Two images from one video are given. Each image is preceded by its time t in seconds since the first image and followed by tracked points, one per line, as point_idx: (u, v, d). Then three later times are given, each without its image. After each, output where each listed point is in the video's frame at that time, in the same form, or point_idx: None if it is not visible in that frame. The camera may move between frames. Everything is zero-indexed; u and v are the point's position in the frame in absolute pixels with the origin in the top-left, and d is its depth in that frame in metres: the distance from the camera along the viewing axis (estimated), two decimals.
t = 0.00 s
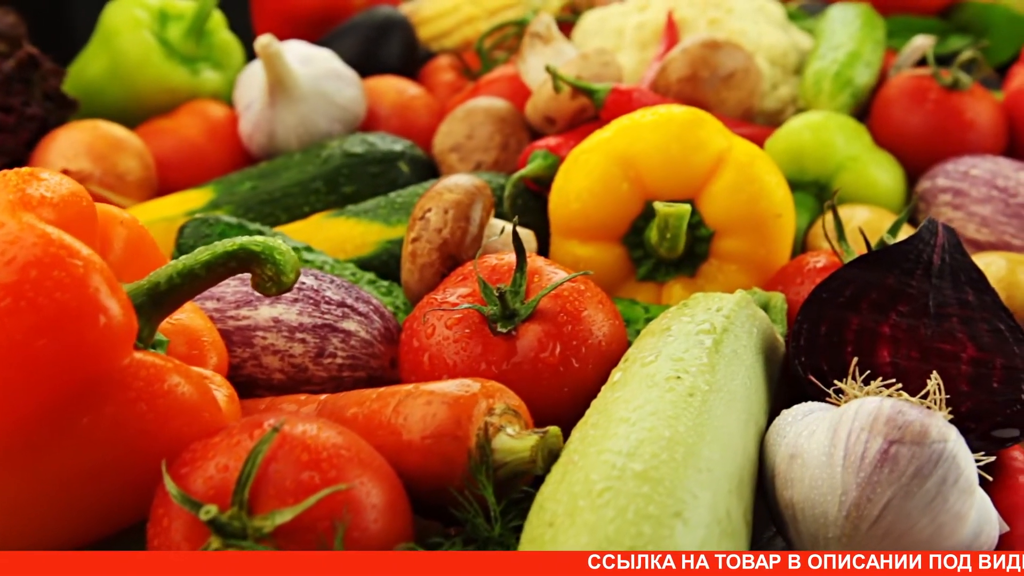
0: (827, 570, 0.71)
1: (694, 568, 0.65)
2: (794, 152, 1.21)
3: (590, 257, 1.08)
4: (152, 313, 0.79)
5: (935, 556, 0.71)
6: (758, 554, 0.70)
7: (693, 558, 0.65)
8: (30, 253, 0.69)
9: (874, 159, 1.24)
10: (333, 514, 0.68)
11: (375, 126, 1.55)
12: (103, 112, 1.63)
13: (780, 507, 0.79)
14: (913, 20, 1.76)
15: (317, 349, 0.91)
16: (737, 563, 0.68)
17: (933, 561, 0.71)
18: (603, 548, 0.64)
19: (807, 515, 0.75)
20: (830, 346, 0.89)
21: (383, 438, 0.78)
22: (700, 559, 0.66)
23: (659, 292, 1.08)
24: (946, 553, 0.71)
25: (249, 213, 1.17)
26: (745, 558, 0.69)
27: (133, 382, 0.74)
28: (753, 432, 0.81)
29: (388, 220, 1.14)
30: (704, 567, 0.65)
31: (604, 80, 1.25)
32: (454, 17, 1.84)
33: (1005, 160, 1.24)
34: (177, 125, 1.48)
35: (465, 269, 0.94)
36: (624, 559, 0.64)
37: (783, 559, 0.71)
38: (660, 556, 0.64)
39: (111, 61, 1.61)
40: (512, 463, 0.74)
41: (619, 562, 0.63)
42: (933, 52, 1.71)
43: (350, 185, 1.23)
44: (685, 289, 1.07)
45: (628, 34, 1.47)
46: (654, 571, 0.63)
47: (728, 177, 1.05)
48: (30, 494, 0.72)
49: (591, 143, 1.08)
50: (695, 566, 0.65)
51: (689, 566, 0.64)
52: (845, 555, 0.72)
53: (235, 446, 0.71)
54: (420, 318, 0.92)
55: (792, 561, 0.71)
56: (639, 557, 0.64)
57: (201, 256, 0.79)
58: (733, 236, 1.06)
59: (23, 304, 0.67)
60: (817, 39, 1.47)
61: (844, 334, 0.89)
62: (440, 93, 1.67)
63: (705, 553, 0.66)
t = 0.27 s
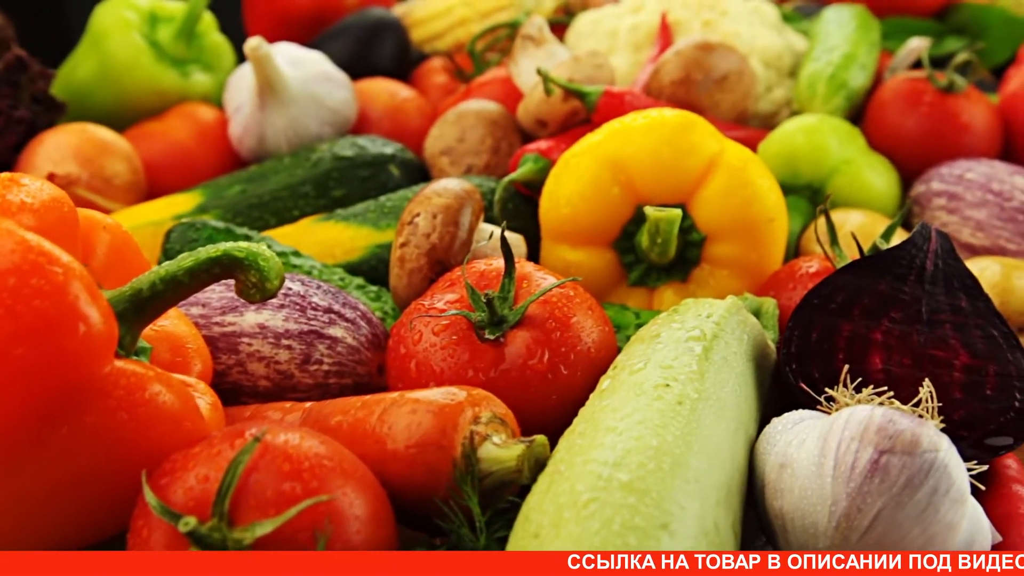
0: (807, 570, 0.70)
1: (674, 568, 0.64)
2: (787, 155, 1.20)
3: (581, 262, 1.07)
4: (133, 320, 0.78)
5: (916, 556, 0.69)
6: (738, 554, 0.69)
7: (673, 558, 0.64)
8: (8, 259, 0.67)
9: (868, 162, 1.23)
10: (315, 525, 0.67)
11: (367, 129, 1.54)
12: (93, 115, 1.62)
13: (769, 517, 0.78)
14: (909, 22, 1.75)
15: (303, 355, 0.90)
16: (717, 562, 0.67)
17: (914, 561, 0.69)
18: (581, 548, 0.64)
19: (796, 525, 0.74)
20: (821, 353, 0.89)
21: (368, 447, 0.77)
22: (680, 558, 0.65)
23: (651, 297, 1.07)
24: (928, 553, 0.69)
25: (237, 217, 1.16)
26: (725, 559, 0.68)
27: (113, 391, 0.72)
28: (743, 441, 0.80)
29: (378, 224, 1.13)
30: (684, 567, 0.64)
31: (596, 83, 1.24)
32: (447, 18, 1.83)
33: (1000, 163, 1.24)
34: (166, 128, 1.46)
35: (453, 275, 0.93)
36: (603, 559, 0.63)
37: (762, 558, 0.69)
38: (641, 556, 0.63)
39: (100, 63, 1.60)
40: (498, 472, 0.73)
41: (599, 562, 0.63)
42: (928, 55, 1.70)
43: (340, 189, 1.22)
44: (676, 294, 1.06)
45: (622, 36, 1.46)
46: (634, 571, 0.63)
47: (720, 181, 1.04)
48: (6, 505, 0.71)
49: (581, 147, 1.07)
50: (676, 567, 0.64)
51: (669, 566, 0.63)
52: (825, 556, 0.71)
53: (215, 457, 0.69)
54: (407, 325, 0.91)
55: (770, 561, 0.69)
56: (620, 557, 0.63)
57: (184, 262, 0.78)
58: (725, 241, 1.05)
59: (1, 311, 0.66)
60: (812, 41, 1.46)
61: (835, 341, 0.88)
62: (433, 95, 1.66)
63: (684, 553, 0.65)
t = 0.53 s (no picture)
0: (787, 570, 0.71)
1: (653, 569, 0.63)
2: (780, 159, 1.19)
3: (572, 267, 1.06)
4: (115, 327, 0.77)
5: (896, 556, 0.68)
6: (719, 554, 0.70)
7: (652, 558, 0.63)
8: None
9: (862, 166, 1.22)
10: (296, 537, 0.66)
11: (359, 131, 1.53)
12: (82, 118, 1.60)
13: (760, 526, 0.77)
14: (905, 23, 1.74)
15: (289, 362, 0.89)
16: (696, 562, 0.66)
17: (892, 561, 0.68)
18: (562, 548, 0.64)
19: (786, 535, 0.73)
20: (812, 360, 0.88)
21: (352, 456, 0.76)
22: (660, 558, 0.64)
23: (642, 302, 1.06)
24: (909, 553, 0.68)
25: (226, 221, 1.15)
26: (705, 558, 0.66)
27: (93, 399, 0.71)
28: (733, 449, 0.79)
29: (367, 228, 1.12)
30: (664, 567, 0.63)
31: (588, 86, 1.23)
32: (439, 20, 1.82)
33: (996, 166, 1.23)
34: (156, 130, 1.46)
35: (441, 280, 0.92)
36: (582, 558, 0.63)
37: (741, 559, 0.71)
38: (620, 556, 0.63)
39: (88, 66, 1.59)
40: (483, 482, 0.72)
41: (578, 561, 0.63)
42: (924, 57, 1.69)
43: (330, 193, 1.21)
44: (668, 300, 1.05)
45: (615, 38, 1.45)
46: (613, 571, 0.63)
47: (711, 185, 1.03)
48: None
49: (572, 151, 1.06)
50: (655, 567, 0.63)
51: (648, 566, 0.63)
52: (806, 556, 0.71)
53: (196, 468, 0.68)
54: (394, 331, 0.90)
55: (751, 561, 0.71)
56: (599, 557, 0.63)
57: (167, 268, 0.77)
58: (718, 245, 1.04)
59: None
60: (807, 43, 1.45)
61: (827, 349, 0.87)
62: (426, 97, 1.65)
63: (664, 553, 0.64)
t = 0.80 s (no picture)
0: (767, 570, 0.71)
1: (633, 569, 0.62)
2: (774, 162, 1.18)
3: (563, 272, 1.05)
4: (97, 334, 0.76)
5: (874, 556, 0.68)
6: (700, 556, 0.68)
7: (633, 558, 0.63)
8: None
9: (857, 169, 1.21)
10: (278, 549, 0.65)
11: (351, 134, 1.52)
12: (72, 120, 1.59)
13: (749, 535, 0.76)
14: (901, 24, 1.73)
15: (275, 369, 0.88)
16: (677, 562, 0.65)
17: (872, 562, 0.67)
18: (541, 548, 0.64)
19: (776, 545, 0.72)
20: (804, 367, 0.86)
21: (337, 466, 0.75)
22: (640, 558, 0.63)
23: (634, 308, 1.05)
24: (887, 553, 0.68)
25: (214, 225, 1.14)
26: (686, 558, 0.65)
27: (73, 408, 0.70)
28: (722, 458, 0.78)
29: (357, 232, 1.11)
30: (642, 567, 0.62)
31: (581, 88, 1.22)
32: (432, 22, 1.80)
33: (991, 170, 1.22)
34: (145, 133, 1.45)
35: (429, 286, 0.91)
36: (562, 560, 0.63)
37: (722, 558, 0.71)
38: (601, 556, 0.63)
39: (78, 68, 1.57)
40: (469, 492, 0.71)
41: (559, 562, 0.63)
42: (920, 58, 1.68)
43: (320, 196, 1.20)
44: (660, 305, 1.04)
45: (609, 40, 1.44)
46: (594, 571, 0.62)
47: (703, 189, 1.02)
48: None
49: (563, 154, 1.05)
50: (635, 566, 0.62)
51: (628, 566, 0.62)
52: (786, 556, 0.70)
53: (176, 478, 0.67)
54: (381, 338, 0.89)
55: (732, 561, 0.71)
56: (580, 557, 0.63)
57: (150, 275, 0.76)
58: (710, 250, 1.03)
59: None
60: (801, 45, 1.44)
61: (818, 356, 0.86)
62: (418, 100, 1.64)
63: (644, 553, 0.63)
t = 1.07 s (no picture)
0: (747, 570, 0.70)
1: (612, 568, 0.62)
2: (767, 165, 1.17)
3: (553, 277, 1.04)
4: (78, 341, 0.74)
5: (854, 556, 0.67)
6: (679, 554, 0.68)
7: (612, 558, 0.63)
8: None
9: (851, 173, 1.20)
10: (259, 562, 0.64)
11: (342, 136, 1.51)
12: (61, 123, 1.57)
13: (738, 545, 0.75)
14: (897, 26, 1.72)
15: (261, 376, 0.88)
16: (657, 563, 0.64)
17: (853, 561, 0.67)
18: (520, 548, 0.64)
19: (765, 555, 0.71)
20: (795, 374, 0.85)
21: (322, 475, 0.74)
22: (619, 558, 0.63)
23: (626, 313, 1.04)
24: (867, 552, 0.67)
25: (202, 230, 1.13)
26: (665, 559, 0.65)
27: (53, 417, 0.70)
28: (712, 467, 0.77)
29: (346, 236, 1.10)
30: (621, 567, 0.63)
31: (573, 91, 1.21)
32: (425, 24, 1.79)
33: (986, 173, 1.20)
34: (135, 136, 1.43)
35: (417, 292, 0.90)
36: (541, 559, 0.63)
37: (702, 559, 0.69)
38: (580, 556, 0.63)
39: (68, 70, 1.55)
40: (455, 501, 0.70)
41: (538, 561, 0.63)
42: (916, 61, 1.67)
43: (310, 200, 1.19)
44: (651, 310, 1.03)
45: (603, 42, 1.43)
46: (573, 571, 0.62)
47: (695, 193, 1.01)
48: None
49: (554, 158, 1.04)
50: (614, 567, 0.62)
51: (607, 566, 0.62)
52: (765, 556, 0.70)
53: (156, 489, 0.66)
54: (368, 344, 0.88)
55: (712, 561, 0.70)
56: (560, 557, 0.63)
57: (133, 281, 0.75)
58: (702, 254, 1.02)
59: None
60: (796, 47, 1.43)
61: (809, 363, 0.85)
62: (410, 102, 1.62)
63: (623, 553, 0.63)
